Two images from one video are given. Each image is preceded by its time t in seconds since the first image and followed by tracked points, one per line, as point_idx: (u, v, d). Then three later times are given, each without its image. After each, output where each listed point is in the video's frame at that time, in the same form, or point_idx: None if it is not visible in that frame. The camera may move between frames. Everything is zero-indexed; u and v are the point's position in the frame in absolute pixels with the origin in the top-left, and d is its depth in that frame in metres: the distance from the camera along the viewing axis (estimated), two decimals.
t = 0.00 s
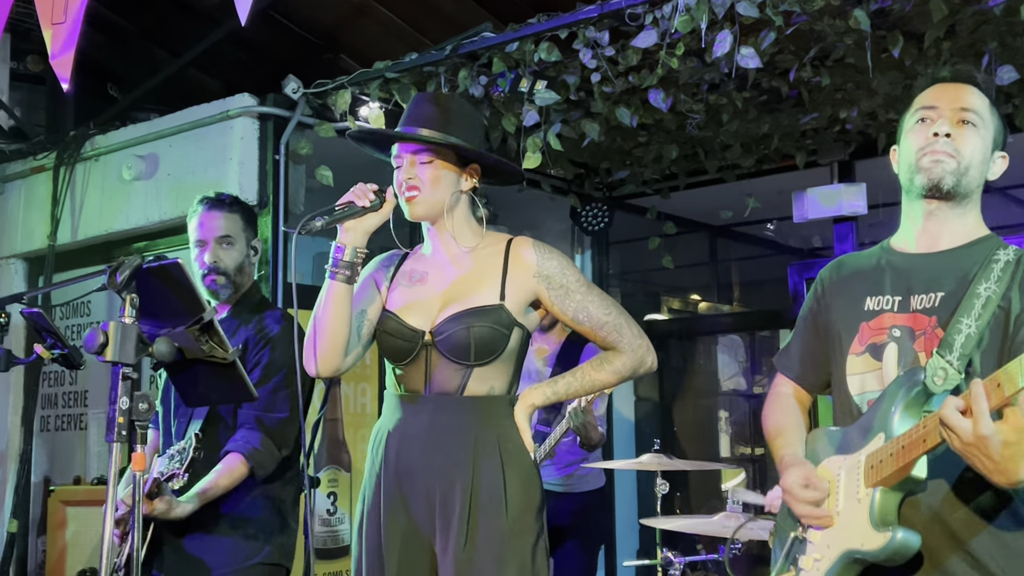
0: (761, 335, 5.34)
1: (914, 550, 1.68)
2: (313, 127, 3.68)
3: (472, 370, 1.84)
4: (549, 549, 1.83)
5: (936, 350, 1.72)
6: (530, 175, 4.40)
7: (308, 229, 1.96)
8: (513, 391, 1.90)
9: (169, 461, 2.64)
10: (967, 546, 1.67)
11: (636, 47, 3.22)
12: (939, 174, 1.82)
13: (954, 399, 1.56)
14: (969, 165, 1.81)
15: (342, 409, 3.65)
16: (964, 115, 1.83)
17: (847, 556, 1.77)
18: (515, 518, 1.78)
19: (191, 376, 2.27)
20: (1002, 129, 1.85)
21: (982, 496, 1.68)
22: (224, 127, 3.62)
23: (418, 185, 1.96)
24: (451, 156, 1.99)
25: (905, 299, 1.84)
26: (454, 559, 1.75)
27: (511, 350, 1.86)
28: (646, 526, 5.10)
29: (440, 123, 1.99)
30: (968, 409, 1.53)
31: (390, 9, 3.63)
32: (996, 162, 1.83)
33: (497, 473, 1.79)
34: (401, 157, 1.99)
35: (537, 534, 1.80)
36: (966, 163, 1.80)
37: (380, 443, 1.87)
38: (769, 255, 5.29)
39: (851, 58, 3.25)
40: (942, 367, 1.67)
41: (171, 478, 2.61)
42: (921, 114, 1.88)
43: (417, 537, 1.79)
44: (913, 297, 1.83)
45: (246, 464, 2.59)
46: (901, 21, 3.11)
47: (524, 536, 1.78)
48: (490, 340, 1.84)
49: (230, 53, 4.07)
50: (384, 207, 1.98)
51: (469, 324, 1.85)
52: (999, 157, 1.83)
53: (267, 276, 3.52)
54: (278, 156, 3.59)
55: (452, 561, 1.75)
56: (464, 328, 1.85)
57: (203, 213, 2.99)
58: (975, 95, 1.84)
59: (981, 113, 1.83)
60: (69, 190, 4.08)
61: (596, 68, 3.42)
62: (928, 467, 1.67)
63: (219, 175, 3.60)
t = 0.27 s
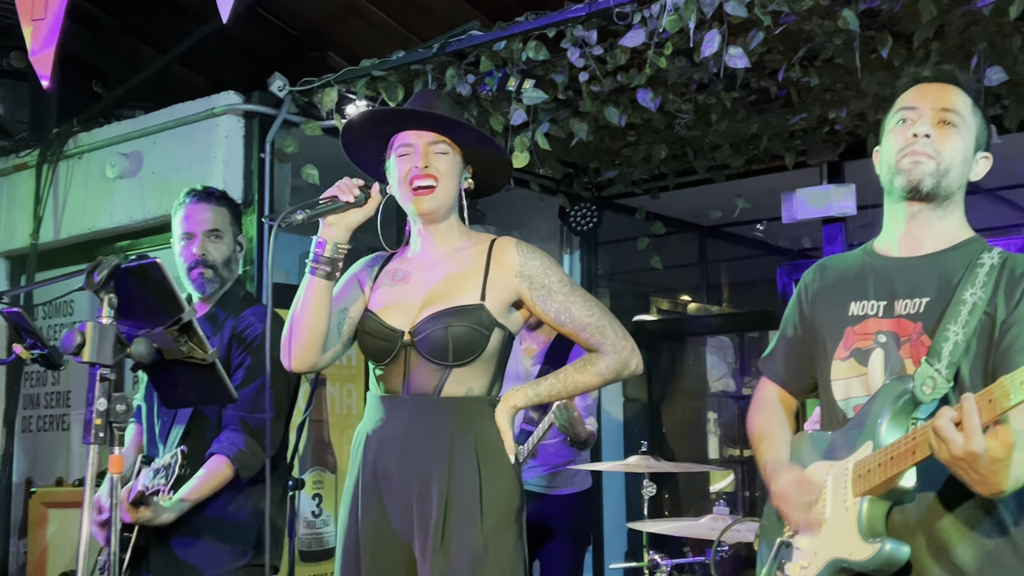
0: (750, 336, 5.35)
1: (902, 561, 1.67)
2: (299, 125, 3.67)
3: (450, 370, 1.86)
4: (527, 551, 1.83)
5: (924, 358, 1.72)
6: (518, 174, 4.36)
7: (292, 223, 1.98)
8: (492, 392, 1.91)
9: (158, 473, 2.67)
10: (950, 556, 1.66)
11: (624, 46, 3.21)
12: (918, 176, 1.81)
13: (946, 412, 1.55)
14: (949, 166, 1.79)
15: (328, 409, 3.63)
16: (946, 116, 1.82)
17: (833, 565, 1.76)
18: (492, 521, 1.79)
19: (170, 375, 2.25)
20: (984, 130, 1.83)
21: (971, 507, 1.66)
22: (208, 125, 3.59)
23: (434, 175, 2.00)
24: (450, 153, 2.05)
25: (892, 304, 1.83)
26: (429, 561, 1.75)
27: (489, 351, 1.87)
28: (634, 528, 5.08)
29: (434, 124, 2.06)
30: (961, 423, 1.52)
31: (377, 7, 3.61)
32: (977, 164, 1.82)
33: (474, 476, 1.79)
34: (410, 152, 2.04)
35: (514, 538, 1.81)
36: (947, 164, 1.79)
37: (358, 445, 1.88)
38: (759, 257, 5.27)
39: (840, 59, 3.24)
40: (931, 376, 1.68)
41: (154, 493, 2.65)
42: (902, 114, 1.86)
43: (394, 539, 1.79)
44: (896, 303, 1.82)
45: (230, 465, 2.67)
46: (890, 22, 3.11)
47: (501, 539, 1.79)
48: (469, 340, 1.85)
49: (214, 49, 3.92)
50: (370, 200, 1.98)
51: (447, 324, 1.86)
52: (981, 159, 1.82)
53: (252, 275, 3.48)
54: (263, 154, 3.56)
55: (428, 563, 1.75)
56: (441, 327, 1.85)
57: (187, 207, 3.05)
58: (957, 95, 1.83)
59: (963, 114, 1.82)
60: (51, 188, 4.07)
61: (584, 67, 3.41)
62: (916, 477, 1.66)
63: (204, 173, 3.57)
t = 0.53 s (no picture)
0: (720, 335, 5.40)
1: (858, 549, 1.73)
2: (271, 123, 3.65)
3: (425, 364, 1.90)
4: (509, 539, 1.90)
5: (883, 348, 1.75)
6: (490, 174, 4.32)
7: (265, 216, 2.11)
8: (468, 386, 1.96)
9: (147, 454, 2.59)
10: (910, 542, 1.70)
11: (595, 47, 3.22)
12: (877, 173, 1.85)
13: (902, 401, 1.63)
14: (907, 161, 1.83)
15: (298, 407, 3.67)
16: (903, 112, 1.86)
17: (793, 554, 1.77)
18: (472, 512, 1.85)
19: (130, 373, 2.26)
20: (943, 123, 1.88)
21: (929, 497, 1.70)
22: (178, 121, 3.66)
23: (378, 178, 2.01)
24: (404, 148, 2.04)
25: (852, 296, 1.85)
26: (411, 551, 1.81)
27: (464, 344, 1.91)
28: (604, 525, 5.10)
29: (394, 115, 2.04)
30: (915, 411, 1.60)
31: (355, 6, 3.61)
32: (937, 156, 1.86)
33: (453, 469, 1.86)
34: (363, 149, 2.05)
35: (496, 529, 1.87)
36: (904, 160, 1.83)
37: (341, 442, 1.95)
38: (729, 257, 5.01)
39: (806, 60, 3.31)
40: (889, 365, 1.71)
41: (143, 481, 2.55)
42: (862, 110, 1.90)
43: (376, 532, 1.86)
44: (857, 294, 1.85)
45: (204, 461, 2.65)
46: (857, 24, 3.13)
47: (482, 529, 1.85)
48: (442, 334, 1.89)
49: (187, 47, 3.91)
50: (337, 192, 2.00)
51: (422, 319, 1.90)
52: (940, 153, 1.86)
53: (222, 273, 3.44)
54: (234, 151, 3.62)
55: (410, 553, 1.81)
56: (416, 321, 1.90)
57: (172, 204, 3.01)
58: (913, 90, 1.88)
59: (919, 109, 1.87)
60: (22, 184, 4.03)
61: (554, 67, 3.44)
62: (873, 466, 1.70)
63: (174, 169, 3.64)
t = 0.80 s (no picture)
0: (693, 331, 5.60)
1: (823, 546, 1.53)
2: (252, 122, 3.71)
3: (405, 356, 1.72)
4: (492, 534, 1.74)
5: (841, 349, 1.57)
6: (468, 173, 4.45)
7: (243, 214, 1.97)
8: (448, 375, 1.78)
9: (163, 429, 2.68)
10: (871, 537, 1.51)
11: (570, 49, 3.29)
12: (836, 166, 1.67)
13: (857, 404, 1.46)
14: (867, 155, 1.66)
15: (278, 401, 3.73)
16: (864, 108, 1.70)
17: (757, 548, 1.60)
18: (453, 505, 1.69)
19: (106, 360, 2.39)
20: (904, 121, 1.72)
21: (891, 497, 1.51)
22: (161, 120, 3.72)
23: (339, 185, 1.85)
24: (365, 149, 1.85)
25: (813, 292, 1.68)
26: (390, 548, 1.65)
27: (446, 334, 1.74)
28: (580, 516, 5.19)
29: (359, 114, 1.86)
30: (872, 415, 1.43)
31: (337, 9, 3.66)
32: (897, 157, 1.70)
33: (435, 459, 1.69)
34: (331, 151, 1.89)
35: (479, 520, 1.72)
36: (864, 153, 1.66)
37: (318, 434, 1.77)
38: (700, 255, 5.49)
39: (777, 64, 3.37)
40: (848, 366, 1.54)
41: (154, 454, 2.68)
42: (823, 109, 1.74)
43: (353, 527, 1.68)
44: (819, 292, 1.67)
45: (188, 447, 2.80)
46: (825, 28, 3.22)
47: (464, 521, 1.70)
48: (424, 325, 1.73)
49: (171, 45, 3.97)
50: (314, 189, 1.85)
51: (401, 309, 1.72)
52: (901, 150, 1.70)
53: (203, 269, 3.53)
54: (216, 149, 3.68)
55: (390, 550, 1.65)
56: (396, 313, 1.72)
57: (157, 198, 3.05)
58: (876, 88, 1.72)
59: (882, 106, 1.71)
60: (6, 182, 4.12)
61: (531, 69, 3.50)
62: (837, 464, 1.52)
63: (157, 167, 3.69)
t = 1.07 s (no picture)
0: (678, 327, 5.56)
1: (802, 532, 1.44)
2: (251, 123, 3.83)
3: (394, 352, 1.67)
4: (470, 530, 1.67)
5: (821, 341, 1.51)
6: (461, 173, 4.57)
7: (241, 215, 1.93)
8: (434, 371, 1.72)
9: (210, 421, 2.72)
10: (850, 524, 1.45)
11: (559, 52, 3.39)
12: (817, 166, 1.61)
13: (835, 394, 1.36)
14: (847, 156, 1.60)
15: (276, 393, 3.79)
16: (845, 109, 1.63)
17: (739, 532, 1.53)
18: (439, 498, 1.62)
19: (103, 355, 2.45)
20: (886, 119, 1.66)
21: (871, 487, 1.45)
22: (162, 120, 3.74)
23: (341, 181, 1.79)
24: (362, 148, 1.80)
25: (797, 285, 1.62)
26: (376, 543, 1.56)
27: (433, 332, 1.69)
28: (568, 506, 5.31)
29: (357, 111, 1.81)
30: (850, 405, 1.33)
31: (331, 13, 3.76)
32: (877, 157, 1.64)
33: (423, 452, 1.62)
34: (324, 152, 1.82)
35: (460, 514, 1.65)
36: (843, 154, 1.60)
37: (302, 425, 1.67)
38: (686, 254, 5.81)
39: (759, 68, 3.49)
40: (829, 357, 1.47)
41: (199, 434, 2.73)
42: (803, 109, 1.67)
43: (339, 519, 1.60)
44: (801, 285, 1.62)
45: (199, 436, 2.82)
46: (805, 34, 3.35)
47: (448, 515, 1.62)
48: (412, 322, 1.67)
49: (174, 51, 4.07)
50: (310, 194, 1.85)
51: (391, 307, 1.67)
52: (883, 151, 1.64)
53: (203, 266, 3.68)
54: (215, 150, 3.72)
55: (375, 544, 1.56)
56: (386, 311, 1.67)
57: (149, 204, 3.07)
58: (855, 87, 1.65)
59: (863, 106, 1.63)
60: (12, 179, 4.23)
61: (521, 72, 3.59)
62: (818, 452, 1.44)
63: (158, 168, 3.73)
